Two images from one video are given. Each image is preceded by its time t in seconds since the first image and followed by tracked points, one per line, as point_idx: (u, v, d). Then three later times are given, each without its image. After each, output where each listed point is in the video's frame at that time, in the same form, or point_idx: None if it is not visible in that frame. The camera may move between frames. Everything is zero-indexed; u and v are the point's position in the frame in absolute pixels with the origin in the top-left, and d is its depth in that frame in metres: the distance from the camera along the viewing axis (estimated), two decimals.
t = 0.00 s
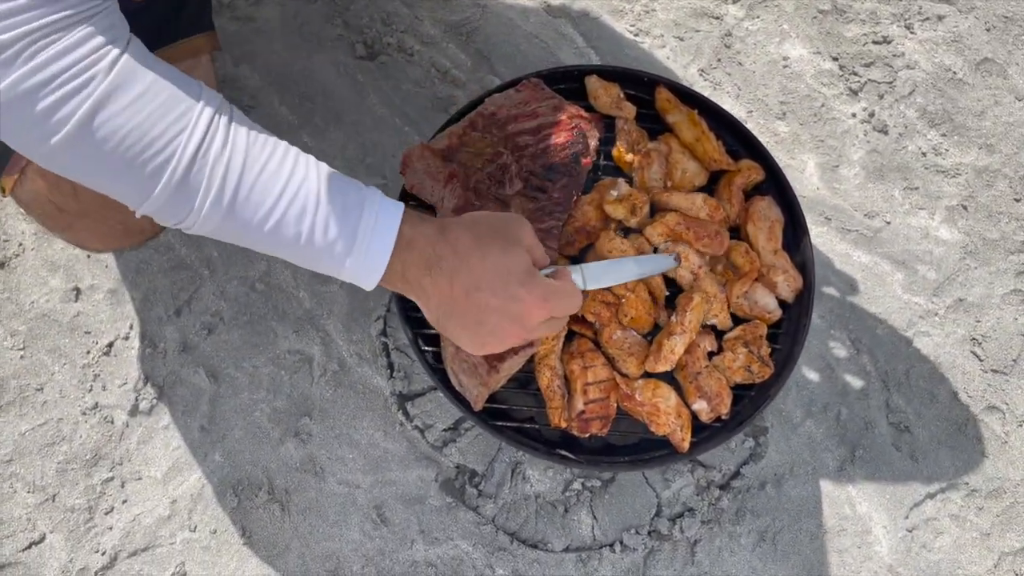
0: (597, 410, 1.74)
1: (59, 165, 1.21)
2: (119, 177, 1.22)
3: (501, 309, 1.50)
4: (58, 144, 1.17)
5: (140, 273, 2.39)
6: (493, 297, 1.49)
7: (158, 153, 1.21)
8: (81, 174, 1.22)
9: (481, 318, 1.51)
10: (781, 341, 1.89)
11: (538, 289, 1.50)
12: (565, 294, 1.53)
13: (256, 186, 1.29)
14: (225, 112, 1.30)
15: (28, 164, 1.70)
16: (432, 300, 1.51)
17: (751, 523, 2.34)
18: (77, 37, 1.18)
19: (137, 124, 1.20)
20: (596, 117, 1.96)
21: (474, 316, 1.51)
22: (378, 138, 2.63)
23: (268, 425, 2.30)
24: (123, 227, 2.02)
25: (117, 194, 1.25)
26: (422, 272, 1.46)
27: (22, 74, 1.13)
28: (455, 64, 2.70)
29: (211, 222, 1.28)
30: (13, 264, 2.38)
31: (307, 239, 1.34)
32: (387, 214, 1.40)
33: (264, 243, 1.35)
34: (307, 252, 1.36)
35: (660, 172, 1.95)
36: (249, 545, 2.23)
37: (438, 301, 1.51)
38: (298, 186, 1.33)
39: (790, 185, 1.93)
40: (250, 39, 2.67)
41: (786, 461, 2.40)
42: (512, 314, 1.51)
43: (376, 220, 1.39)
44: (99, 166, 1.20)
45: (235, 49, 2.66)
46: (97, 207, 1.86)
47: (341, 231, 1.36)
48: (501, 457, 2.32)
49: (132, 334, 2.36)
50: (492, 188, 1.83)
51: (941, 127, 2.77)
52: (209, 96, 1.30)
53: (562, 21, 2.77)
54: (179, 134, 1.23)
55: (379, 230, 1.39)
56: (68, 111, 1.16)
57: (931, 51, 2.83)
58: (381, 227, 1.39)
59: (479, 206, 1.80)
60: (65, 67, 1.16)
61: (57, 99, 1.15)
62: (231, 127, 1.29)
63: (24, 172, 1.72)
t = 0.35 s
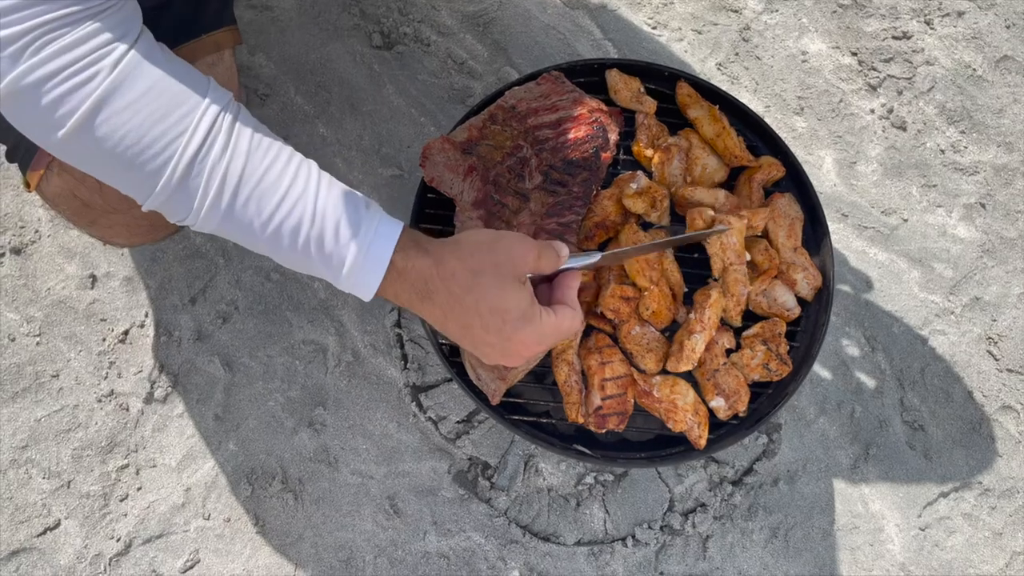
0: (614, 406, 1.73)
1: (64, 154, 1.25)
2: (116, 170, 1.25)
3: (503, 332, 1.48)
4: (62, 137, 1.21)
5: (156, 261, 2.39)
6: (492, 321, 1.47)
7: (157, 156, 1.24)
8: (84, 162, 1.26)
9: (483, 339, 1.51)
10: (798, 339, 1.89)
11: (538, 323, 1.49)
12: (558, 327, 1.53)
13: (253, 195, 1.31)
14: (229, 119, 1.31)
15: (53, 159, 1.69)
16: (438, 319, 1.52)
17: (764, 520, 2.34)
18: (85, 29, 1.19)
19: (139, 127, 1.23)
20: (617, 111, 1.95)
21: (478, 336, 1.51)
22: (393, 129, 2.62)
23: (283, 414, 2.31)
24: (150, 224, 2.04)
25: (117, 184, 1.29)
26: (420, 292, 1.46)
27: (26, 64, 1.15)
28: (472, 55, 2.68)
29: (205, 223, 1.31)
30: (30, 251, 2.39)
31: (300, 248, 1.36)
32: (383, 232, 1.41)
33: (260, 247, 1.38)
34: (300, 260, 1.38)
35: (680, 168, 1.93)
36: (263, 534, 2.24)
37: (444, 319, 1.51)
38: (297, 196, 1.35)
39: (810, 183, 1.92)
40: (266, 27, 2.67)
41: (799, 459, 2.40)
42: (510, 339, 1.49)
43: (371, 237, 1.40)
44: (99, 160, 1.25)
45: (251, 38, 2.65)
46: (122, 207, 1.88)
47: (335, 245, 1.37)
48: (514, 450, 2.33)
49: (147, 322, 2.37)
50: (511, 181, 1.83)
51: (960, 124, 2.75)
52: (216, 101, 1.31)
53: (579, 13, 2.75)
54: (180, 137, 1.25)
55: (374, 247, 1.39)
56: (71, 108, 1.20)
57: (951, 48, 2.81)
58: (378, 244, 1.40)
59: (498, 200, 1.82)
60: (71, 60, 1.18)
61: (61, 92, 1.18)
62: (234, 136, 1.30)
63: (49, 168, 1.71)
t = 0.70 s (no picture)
0: (614, 402, 1.73)
1: (78, 143, 1.30)
2: (124, 147, 1.27)
3: (535, 234, 1.39)
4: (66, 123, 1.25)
5: (158, 255, 2.40)
6: (524, 216, 1.39)
7: (158, 117, 1.25)
8: (95, 149, 1.30)
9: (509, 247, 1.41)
10: (799, 336, 1.88)
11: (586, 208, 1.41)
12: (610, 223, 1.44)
13: (259, 141, 1.29)
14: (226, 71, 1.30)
15: (48, 154, 1.68)
16: (462, 233, 1.42)
17: (764, 516, 2.34)
18: (70, 11, 1.23)
19: (136, 92, 1.24)
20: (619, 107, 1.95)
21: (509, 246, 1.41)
22: (396, 123, 2.62)
23: (284, 408, 2.32)
24: (146, 220, 2.04)
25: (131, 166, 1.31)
26: (448, 188, 1.40)
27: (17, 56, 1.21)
28: (476, 50, 2.68)
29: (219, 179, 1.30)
30: (33, 243, 2.40)
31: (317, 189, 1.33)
32: (399, 153, 1.34)
33: (279, 200, 1.35)
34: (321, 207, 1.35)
35: (682, 164, 1.92)
36: (264, 526, 2.25)
37: (469, 231, 1.42)
38: (302, 135, 1.31)
39: (813, 180, 1.92)
40: (270, 20, 2.66)
41: (800, 455, 2.40)
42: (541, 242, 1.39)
43: (385, 166, 1.34)
44: (109, 138, 1.27)
45: (254, 31, 2.65)
46: (120, 202, 1.89)
47: (350, 181, 1.33)
48: (515, 445, 2.33)
49: (149, 315, 2.37)
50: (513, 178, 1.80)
51: (964, 121, 2.74)
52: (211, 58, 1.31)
53: (583, 7, 2.75)
54: (177, 92, 1.26)
55: (390, 175, 1.34)
56: (67, 88, 1.23)
57: (956, 44, 2.80)
58: (392, 164, 1.33)
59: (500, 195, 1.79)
60: (62, 42, 1.22)
61: (56, 76, 1.22)
62: (231, 85, 1.29)
63: (45, 163, 1.70)
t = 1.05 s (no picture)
0: (613, 398, 1.74)
1: (52, 121, 1.23)
2: (108, 117, 1.21)
3: (550, 158, 1.37)
4: (40, 98, 1.19)
5: (158, 251, 2.40)
6: (536, 143, 1.38)
7: (140, 77, 1.20)
8: (75, 128, 1.24)
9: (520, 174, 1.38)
10: (798, 332, 1.89)
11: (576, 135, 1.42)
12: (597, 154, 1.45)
13: (246, 92, 1.24)
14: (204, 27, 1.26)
15: (59, 151, 1.69)
16: (466, 161, 1.37)
17: (763, 512, 2.35)
18: None
19: (116, 54, 1.19)
20: (619, 103, 1.95)
21: (521, 172, 1.38)
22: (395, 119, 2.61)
23: (284, 404, 2.32)
24: (157, 216, 2.03)
25: (118, 140, 1.25)
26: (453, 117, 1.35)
27: None
28: (476, 46, 2.68)
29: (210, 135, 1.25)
30: (34, 239, 2.41)
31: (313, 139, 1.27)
32: (391, 90, 1.27)
33: (271, 156, 1.29)
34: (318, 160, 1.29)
35: (682, 160, 1.92)
36: (264, 522, 2.25)
37: (473, 160, 1.37)
38: (289, 81, 1.26)
39: (812, 176, 1.92)
40: (270, 17, 2.67)
41: (799, 452, 2.40)
42: (560, 166, 1.37)
43: (378, 107, 1.27)
44: (84, 109, 1.20)
45: (255, 27, 2.65)
46: (130, 199, 1.88)
47: (344, 130, 1.27)
48: (515, 440, 2.33)
49: (150, 311, 2.38)
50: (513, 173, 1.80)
51: (964, 119, 2.74)
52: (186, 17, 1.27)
53: (583, 4, 2.75)
54: (160, 51, 1.22)
55: (383, 116, 1.27)
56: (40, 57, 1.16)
57: (957, 42, 2.80)
58: (386, 103, 1.27)
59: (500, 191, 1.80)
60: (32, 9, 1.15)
61: (29, 45, 1.15)
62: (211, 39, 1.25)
63: (54, 161, 1.72)
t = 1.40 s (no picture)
0: (617, 397, 1.74)
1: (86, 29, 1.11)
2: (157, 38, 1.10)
3: (593, 130, 1.32)
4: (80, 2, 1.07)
5: (162, 250, 2.43)
6: (579, 111, 1.33)
7: None
8: (112, 40, 1.12)
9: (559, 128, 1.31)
10: (799, 331, 1.90)
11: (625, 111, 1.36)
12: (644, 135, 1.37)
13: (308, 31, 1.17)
14: None
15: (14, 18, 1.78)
16: (512, 127, 1.31)
17: (764, 512, 2.35)
18: None
19: None
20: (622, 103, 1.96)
21: (564, 140, 1.32)
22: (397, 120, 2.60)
23: (287, 402, 2.33)
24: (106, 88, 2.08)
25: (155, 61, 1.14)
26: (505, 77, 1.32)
27: None
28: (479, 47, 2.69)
29: (273, 58, 1.16)
30: (38, 238, 2.43)
31: (374, 84, 1.24)
32: (453, 48, 1.26)
33: (322, 95, 1.25)
34: (372, 101, 1.26)
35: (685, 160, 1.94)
36: (267, 520, 2.26)
37: (520, 125, 1.31)
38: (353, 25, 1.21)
39: (814, 177, 1.93)
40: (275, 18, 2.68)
41: (800, 451, 2.41)
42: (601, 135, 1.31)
43: (439, 63, 1.25)
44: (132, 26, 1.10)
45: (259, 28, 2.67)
46: (83, 66, 1.93)
47: (402, 80, 1.24)
48: (517, 439, 2.35)
49: (154, 310, 2.38)
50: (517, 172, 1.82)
51: (965, 120, 2.75)
52: None
53: (586, 5, 2.76)
54: None
55: (445, 73, 1.26)
56: None
57: (958, 43, 2.81)
58: (449, 61, 1.26)
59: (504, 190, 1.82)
60: None
61: None
62: None
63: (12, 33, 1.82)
